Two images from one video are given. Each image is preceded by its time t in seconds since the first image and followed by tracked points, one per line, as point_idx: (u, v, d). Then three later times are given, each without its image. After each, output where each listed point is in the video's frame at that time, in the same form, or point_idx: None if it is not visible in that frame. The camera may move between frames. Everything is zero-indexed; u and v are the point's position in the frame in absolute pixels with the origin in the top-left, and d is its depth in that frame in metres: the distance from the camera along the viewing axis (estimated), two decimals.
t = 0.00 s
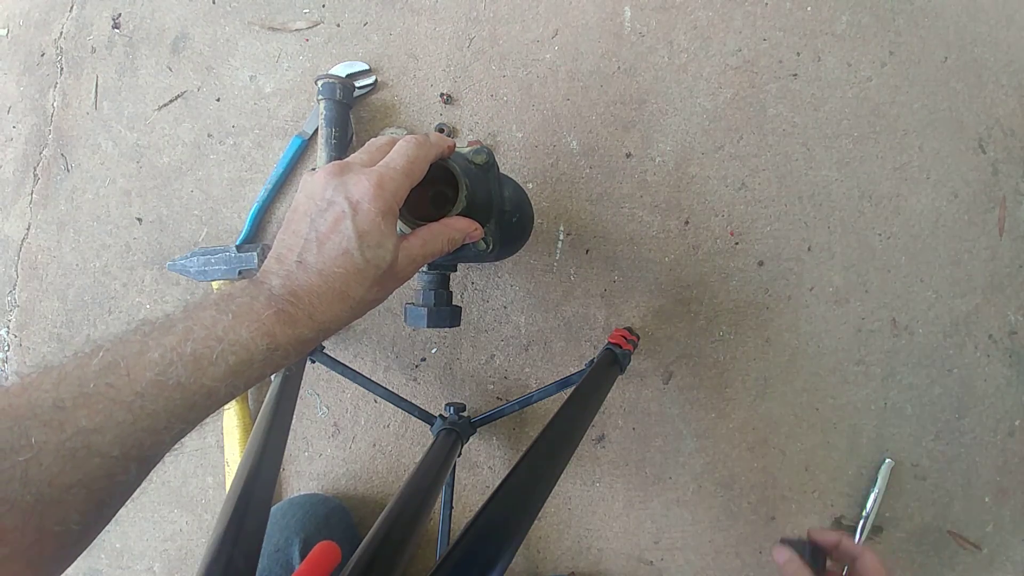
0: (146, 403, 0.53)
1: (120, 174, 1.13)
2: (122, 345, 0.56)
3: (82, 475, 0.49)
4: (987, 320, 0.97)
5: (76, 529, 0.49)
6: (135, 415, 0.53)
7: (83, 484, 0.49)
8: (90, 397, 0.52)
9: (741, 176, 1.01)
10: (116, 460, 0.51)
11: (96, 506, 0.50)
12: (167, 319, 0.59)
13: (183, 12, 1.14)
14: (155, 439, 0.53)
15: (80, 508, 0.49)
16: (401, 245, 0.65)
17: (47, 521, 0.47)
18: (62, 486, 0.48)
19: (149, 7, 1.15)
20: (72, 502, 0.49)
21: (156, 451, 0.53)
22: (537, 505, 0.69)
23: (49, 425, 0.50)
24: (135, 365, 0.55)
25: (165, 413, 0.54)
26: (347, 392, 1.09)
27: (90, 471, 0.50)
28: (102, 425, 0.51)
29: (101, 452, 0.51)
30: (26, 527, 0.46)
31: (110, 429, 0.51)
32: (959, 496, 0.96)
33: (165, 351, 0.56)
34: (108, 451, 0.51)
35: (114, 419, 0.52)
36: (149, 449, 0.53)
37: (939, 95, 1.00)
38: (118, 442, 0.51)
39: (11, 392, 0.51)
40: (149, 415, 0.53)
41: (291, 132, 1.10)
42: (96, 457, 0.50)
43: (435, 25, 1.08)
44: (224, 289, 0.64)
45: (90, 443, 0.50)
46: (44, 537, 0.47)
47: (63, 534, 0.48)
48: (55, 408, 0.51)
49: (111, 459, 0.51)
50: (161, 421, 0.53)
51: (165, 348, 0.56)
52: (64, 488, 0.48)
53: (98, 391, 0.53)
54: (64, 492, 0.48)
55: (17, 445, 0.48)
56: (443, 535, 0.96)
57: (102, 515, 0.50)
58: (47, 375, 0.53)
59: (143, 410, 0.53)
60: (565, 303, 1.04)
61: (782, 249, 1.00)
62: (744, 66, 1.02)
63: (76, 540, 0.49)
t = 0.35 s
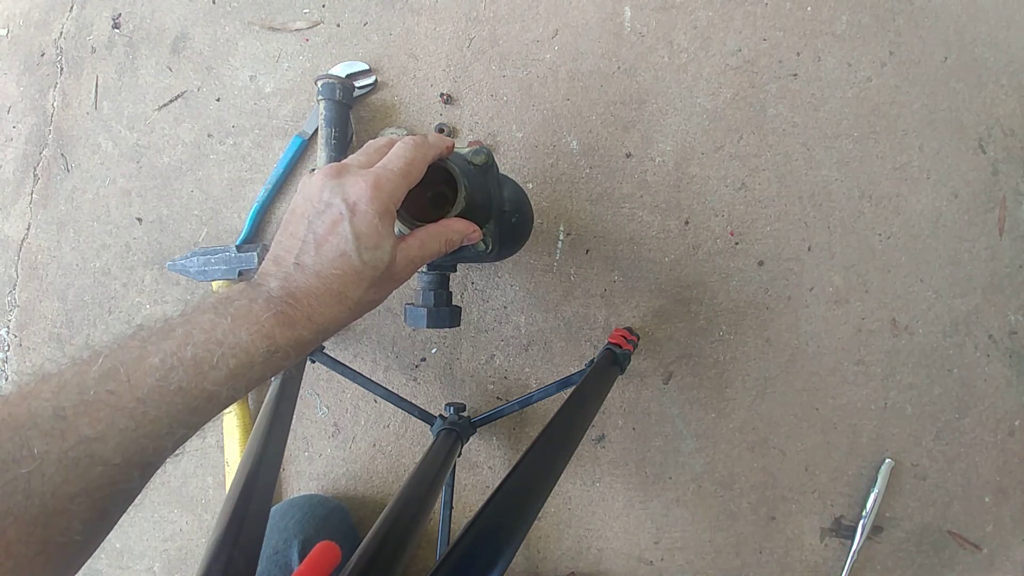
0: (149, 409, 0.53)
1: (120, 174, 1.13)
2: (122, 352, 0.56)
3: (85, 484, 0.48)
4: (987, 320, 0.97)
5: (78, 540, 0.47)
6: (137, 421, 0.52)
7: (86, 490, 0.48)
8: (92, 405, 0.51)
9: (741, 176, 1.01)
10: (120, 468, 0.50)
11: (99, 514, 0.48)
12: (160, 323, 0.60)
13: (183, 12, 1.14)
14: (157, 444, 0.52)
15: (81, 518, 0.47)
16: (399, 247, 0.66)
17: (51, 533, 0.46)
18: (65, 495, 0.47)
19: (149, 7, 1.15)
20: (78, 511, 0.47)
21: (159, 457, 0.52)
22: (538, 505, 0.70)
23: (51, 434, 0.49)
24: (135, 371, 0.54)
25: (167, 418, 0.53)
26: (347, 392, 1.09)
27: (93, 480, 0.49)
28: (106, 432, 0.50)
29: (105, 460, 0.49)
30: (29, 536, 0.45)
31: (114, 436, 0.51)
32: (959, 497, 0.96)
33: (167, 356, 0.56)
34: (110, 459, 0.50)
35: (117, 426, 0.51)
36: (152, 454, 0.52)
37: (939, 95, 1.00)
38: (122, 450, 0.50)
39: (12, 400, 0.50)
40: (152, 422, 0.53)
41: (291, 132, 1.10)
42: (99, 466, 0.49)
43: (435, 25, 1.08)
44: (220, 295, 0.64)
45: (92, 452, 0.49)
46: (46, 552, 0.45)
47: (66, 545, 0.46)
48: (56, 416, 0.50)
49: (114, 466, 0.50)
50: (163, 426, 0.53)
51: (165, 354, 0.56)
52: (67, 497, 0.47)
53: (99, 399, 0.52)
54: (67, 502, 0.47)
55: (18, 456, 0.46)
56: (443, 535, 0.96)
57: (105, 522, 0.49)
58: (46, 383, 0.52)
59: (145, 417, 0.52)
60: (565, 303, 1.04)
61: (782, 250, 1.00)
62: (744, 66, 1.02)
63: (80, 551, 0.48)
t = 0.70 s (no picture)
0: (127, 387, 0.54)
1: (120, 174, 1.13)
2: (104, 335, 0.57)
3: (63, 460, 0.50)
4: (987, 320, 0.97)
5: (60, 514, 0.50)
6: (116, 400, 0.53)
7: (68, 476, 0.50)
8: (71, 382, 0.53)
9: (741, 176, 1.01)
10: (97, 446, 0.52)
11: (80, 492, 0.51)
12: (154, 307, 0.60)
13: (183, 12, 1.14)
14: (134, 424, 0.54)
15: (63, 493, 0.50)
16: (378, 243, 0.68)
17: (33, 506, 0.48)
18: (46, 472, 0.49)
19: (149, 6, 1.15)
20: (59, 486, 0.50)
21: (137, 436, 0.54)
22: (538, 504, 0.70)
23: (33, 410, 0.50)
24: (114, 352, 0.55)
25: (145, 397, 0.54)
26: (347, 392, 1.09)
27: (72, 457, 0.50)
28: (86, 410, 0.52)
29: (83, 438, 0.51)
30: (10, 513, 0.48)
31: (93, 413, 0.52)
32: (959, 496, 0.96)
33: (144, 336, 0.57)
34: (90, 437, 0.51)
35: (96, 404, 0.52)
36: (130, 435, 0.53)
37: (938, 95, 1.00)
38: (101, 428, 0.52)
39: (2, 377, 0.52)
40: (129, 399, 0.54)
41: (290, 132, 1.10)
42: (78, 442, 0.51)
43: (435, 25, 1.08)
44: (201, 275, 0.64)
45: (72, 428, 0.51)
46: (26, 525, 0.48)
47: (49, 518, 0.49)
48: (37, 391, 0.51)
49: (93, 444, 0.51)
50: (141, 405, 0.54)
51: (143, 336, 0.57)
52: (47, 471, 0.49)
53: (80, 377, 0.53)
54: (48, 477, 0.49)
55: None
56: (442, 535, 0.96)
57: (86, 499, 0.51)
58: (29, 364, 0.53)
59: (123, 396, 0.54)
60: (565, 303, 1.04)
61: (782, 250, 1.00)
62: (744, 66, 1.02)
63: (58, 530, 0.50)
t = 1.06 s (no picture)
0: (119, 376, 0.56)
1: (120, 174, 1.13)
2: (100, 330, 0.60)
3: (61, 450, 0.52)
4: (987, 320, 0.98)
5: (59, 502, 0.52)
6: (109, 389, 0.56)
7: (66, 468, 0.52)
8: (68, 376, 0.55)
9: (741, 176, 1.01)
10: (92, 435, 0.54)
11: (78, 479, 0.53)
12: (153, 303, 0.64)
13: (183, 13, 1.14)
14: (129, 413, 0.56)
15: (64, 480, 0.52)
16: (365, 238, 0.72)
17: (31, 496, 0.51)
18: (43, 460, 0.52)
19: (149, 7, 1.15)
20: (55, 476, 0.52)
21: (132, 425, 0.56)
22: (537, 504, 0.71)
23: (30, 402, 0.53)
24: (107, 345, 0.58)
25: (138, 386, 0.57)
26: (347, 392, 1.09)
27: (69, 447, 0.53)
28: (80, 400, 0.54)
29: (78, 427, 0.53)
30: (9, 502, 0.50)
31: (87, 403, 0.54)
32: (959, 497, 0.96)
33: (138, 334, 0.60)
34: (85, 426, 0.54)
35: (89, 394, 0.55)
36: (126, 425, 0.56)
37: (938, 95, 1.00)
38: (95, 417, 0.54)
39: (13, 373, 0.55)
40: (122, 388, 0.56)
41: (291, 132, 1.11)
42: (74, 432, 0.53)
43: (435, 25, 1.08)
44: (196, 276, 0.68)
45: (68, 417, 0.53)
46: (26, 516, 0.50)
47: (49, 506, 0.51)
48: (36, 384, 0.54)
49: (89, 433, 0.54)
50: (134, 392, 0.56)
51: (133, 328, 0.60)
52: (47, 460, 0.52)
53: (75, 369, 0.56)
54: (44, 466, 0.52)
55: None
56: (442, 535, 0.96)
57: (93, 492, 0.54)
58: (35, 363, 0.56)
59: (118, 385, 0.56)
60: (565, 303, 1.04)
61: (782, 250, 1.00)
62: (744, 66, 1.02)
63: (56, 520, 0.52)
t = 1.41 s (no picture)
0: (131, 395, 0.56)
1: (120, 174, 1.13)
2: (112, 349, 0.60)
3: (71, 466, 0.52)
4: (987, 320, 0.98)
5: (68, 515, 0.51)
6: (120, 408, 0.55)
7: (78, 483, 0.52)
8: (80, 394, 0.55)
9: (741, 176, 1.01)
10: (102, 452, 0.53)
11: (89, 495, 0.52)
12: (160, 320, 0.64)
13: (183, 13, 1.14)
14: (139, 430, 0.55)
15: (73, 496, 0.52)
16: (374, 254, 0.73)
17: (42, 508, 0.50)
18: (54, 475, 0.51)
19: (149, 7, 1.15)
20: (64, 490, 0.51)
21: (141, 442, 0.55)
22: (537, 505, 0.71)
23: (43, 419, 0.53)
24: (119, 364, 0.58)
25: (150, 404, 0.57)
26: (347, 392, 1.09)
27: (81, 463, 0.52)
28: (92, 418, 0.54)
29: (90, 443, 0.53)
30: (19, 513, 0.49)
31: (99, 421, 0.54)
32: (958, 497, 0.96)
33: (147, 351, 0.59)
34: (97, 443, 0.53)
35: (102, 412, 0.55)
36: (136, 441, 0.55)
37: (939, 95, 1.00)
38: (106, 435, 0.54)
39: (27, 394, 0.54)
40: (133, 407, 0.56)
41: (290, 132, 1.11)
42: (86, 449, 0.53)
43: (435, 25, 1.08)
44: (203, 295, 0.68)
45: (80, 433, 0.53)
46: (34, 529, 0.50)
47: (57, 519, 0.51)
48: (49, 403, 0.54)
49: (100, 450, 0.53)
50: (146, 410, 0.56)
51: (143, 347, 0.59)
52: (58, 475, 0.51)
53: (88, 388, 0.55)
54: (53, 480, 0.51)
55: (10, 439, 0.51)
56: (443, 535, 0.96)
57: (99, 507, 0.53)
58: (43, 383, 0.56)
59: (130, 403, 0.56)
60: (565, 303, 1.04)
61: (782, 250, 1.00)
62: (744, 66, 1.02)
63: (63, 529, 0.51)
